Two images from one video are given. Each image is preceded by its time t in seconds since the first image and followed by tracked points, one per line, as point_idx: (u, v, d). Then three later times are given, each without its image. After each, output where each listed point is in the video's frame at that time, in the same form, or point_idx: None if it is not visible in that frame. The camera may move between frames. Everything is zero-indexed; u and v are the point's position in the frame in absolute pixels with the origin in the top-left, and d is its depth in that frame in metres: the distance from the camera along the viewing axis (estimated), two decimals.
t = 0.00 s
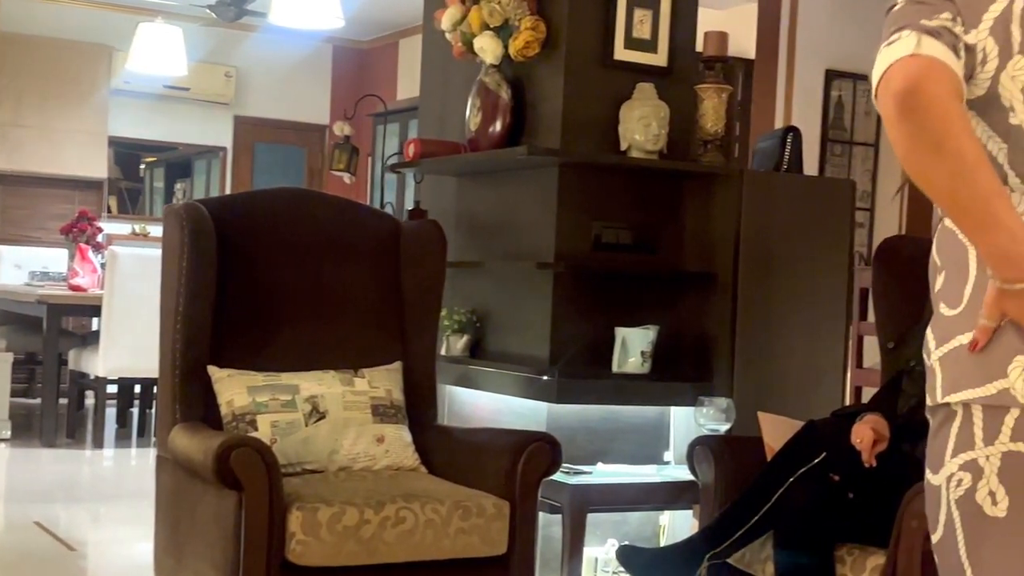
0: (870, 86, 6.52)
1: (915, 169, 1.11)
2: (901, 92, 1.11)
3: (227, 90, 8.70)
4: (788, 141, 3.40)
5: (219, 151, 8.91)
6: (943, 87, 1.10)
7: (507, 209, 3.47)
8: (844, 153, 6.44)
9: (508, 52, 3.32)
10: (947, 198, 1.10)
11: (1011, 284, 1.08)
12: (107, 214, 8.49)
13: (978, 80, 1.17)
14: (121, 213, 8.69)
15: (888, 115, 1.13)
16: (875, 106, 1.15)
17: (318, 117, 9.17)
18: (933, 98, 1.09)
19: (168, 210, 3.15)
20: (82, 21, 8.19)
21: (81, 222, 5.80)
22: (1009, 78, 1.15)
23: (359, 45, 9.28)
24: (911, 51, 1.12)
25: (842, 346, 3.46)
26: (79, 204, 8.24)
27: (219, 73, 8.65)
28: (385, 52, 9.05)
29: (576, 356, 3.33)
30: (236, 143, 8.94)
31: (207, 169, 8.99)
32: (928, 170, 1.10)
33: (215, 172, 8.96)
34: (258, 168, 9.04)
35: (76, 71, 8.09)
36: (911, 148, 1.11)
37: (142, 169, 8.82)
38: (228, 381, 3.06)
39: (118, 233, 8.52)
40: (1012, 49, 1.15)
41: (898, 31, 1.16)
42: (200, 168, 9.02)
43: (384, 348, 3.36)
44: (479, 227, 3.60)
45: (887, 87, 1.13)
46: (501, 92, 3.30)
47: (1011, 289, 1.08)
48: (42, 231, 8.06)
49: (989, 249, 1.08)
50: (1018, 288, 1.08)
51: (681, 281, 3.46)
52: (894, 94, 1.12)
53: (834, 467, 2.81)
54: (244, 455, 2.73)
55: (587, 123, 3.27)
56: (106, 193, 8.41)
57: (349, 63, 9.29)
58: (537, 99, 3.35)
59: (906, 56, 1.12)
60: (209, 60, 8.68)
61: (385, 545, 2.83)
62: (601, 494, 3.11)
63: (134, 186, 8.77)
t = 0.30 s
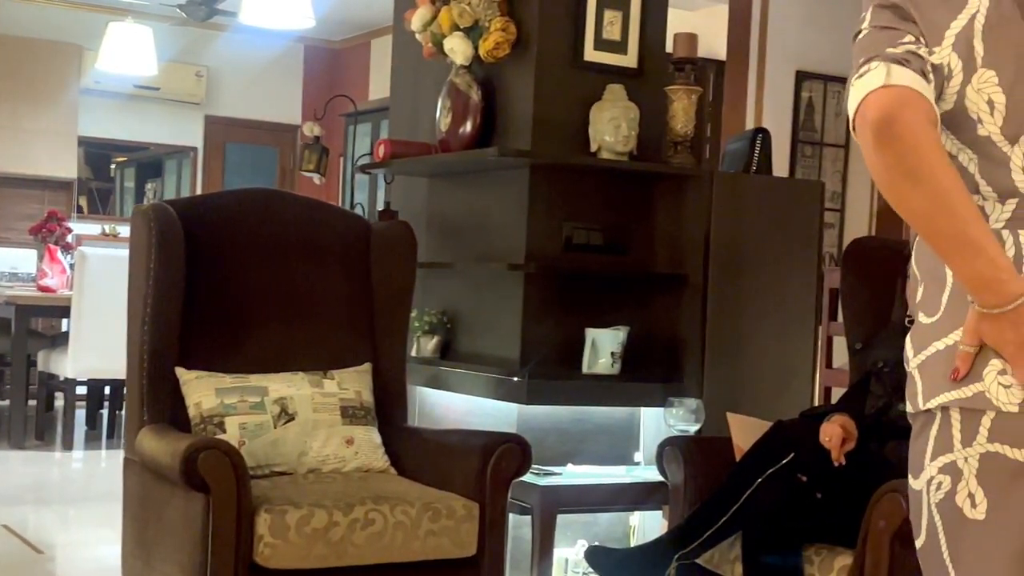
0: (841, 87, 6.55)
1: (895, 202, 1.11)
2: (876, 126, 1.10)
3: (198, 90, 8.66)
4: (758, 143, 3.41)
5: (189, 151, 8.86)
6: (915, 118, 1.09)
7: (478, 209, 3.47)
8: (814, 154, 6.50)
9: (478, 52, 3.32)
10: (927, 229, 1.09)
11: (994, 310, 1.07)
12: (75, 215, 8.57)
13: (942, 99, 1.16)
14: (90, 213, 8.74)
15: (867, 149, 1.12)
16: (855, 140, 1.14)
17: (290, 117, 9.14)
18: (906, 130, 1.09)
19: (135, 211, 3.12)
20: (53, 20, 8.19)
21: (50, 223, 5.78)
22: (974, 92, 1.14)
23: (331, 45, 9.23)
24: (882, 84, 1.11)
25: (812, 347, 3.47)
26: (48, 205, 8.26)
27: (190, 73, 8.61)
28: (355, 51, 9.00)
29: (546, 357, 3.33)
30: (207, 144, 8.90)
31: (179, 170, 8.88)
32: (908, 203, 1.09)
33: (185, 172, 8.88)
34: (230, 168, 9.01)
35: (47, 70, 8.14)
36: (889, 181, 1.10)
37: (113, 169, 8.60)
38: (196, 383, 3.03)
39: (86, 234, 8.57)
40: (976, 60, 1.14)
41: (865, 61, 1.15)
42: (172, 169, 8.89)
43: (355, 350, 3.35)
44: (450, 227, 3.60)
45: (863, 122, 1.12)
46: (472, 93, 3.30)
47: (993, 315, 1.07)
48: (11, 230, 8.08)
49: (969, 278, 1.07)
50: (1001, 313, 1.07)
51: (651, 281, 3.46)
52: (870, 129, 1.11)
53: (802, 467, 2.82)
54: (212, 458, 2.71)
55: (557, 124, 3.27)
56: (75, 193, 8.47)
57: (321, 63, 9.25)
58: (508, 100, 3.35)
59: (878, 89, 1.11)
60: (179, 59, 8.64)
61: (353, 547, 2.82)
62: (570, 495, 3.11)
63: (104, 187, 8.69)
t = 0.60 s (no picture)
0: (811, 86, 6.57)
1: (880, 203, 1.09)
2: (859, 128, 1.09)
3: (168, 86, 8.60)
4: (727, 142, 3.42)
5: (159, 150, 8.83)
6: (900, 118, 1.08)
7: (448, 208, 3.46)
8: (785, 153, 6.51)
9: (447, 51, 3.32)
10: (913, 229, 1.07)
11: (985, 305, 1.05)
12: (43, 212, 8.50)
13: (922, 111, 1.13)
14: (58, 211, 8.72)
15: (852, 152, 1.11)
16: (839, 145, 1.13)
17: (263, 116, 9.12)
18: (888, 132, 1.08)
19: (101, 211, 3.10)
20: (22, 18, 8.18)
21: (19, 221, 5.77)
22: (956, 99, 1.11)
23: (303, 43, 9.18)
24: (864, 86, 1.10)
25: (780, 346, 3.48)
26: (19, 203, 8.25)
27: (159, 70, 8.55)
28: (329, 49, 8.98)
29: (515, 356, 3.33)
30: (177, 143, 8.85)
31: (150, 168, 8.94)
32: (894, 204, 1.08)
33: (156, 172, 8.89)
34: (201, 166, 8.98)
35: (14, 69, 8.14)
36: (874, 183, 1.09)
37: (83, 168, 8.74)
38: (163, 383, 3.01)
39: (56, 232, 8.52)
40: (955, 71, 1.11)
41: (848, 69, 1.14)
42: (141, 168, 8.99)
43: (323, 350, 3.34)
44: (419, 226, 3.60)
45: (847, 125, 1.11)
46: (441, 91, 3.30)
47: (981, 313, 1.06)
48: None
49: (956, 276, 1.06)
50: (989, 310, 1.05)
51: (620, 280, 3.46)
52: (853, 132, 1.10)
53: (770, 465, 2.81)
54: (178, 459, 2.69)
55: (527, 123, 3.26)
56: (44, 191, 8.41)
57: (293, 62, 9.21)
58: (477, 99, 3.34)
59: (860, 92, 1.11)
60: (149, 57, 8.63)
61: (322, 548, 2.80)
62: (539, 494, 3.10)
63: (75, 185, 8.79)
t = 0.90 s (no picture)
0: (783, 84, 6.60)
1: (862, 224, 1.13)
2: (844, 150, 1.14)
3: (140, 83, 8.60)
4: (698, 138, 3.42)
5: (132, 147, 8.84)
6: (881, 139, 1.12)
7: (419, 205, 3.45)
8: (757, 150, 6.55)
9: (417, 48, 3.31)
10: (891, 248, 1.10)
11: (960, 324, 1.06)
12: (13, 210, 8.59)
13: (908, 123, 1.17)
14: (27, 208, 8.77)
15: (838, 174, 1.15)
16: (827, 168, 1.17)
17: (233, 112, 9.04)
18: (872, 151, 1.12)
19: (68, 207, 3.08)
20: None
21: None
22: (943, 97, 1.15)
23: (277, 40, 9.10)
24: (847, 109, 1.15)
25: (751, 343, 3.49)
26: None
27: (132, 67, 8.55)
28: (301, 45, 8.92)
29: (486, 353, 3.33)
30: (149, 138, 8.84)
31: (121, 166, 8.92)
32: (874, 222, 1.11)
33: (128, 167, 8.90)
34: (173, 162, 8.95)
35: None
36: (857, 201, 1.13)
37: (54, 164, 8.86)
38: (131, 380, 3.00)
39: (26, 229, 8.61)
40: (937, 81, 1.16)
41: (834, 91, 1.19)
42: (114, 163, 9.04)
43: (294, 347, 3.33)
44: (391, 223, 3.58)
45: (833, 147, 1.16)
46: (412, 88, 3.28)
47: (955, 333, 1.07)
48: None
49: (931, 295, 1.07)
50: (963, 329, 1.06)
51: (591, 277, 3.46)
52: (840, 155, 1.15)
53: (740, 462, 2.78)
54: (146, 458, 2.67)
55: (498, 120, 3.26)
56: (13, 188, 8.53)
57: (266, 57, 9.14)
58: (448, 95, 3.34)
59: (844, 116, 1.15)
60: (122, 52, 8.60)
61: (291, 546, 2.79)
62: (509, 491, 3.10)
63: (47, 180, 8.94)
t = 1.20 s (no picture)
0: (757, 80, 6.64)
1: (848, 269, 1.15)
2: (839, 193, 1.15)
3: (112, 78, 8.57)
4: (671, 135, 3.43)
5: (105, 142, 8.78)
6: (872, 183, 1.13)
7: (393, 201, 3.44)
8: (732, 146, 6.57)
9: (390, 43, 3.30)
10: (870, 296, 1.12)
11: (919, 376, 1.09)
12: None
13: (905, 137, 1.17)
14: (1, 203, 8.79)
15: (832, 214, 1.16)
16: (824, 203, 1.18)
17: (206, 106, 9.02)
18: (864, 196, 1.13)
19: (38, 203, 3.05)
20: None
21: None
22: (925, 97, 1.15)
23: (252, 35, 9.08)
24: (838, 151, 1.15)
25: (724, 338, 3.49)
26: None
27: (105, 63, 8.50)
28: (276, 40, 8.89)
29: (460, 349, 3.32)
30: (123, 134, 8.80)
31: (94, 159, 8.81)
32: (860, 266, 1.13)
33: (101, 162, 8.82)
34: (148, 158, 8.90)
35: None
36: (847, 244, 1.14)
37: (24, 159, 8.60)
38: (102, 378, 2.98)
39: None
40: (920, 79, 1.15)
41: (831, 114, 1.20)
42: (87, 159, 8.86)
43: (267, 344, 3.32)
44: (366, 219, 3.57)
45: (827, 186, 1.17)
46: (385, 84, 3.27)
47: (920, 380, 1.09)
48: None
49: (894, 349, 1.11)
50: (922, 378, 1.09)
51: (564, 273, 3.46)
52: (836, 196, 1.16)
53: (713, 458, 2.77)
54: (117, 455, 2.64)
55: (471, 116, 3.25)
56: None
57: (241, 52, 9.10)
58: (421, 91, 3.33)
59: (836, 157, 1.16)
60: (95, 48, 8.56)
61: (263, 544, 2.76)
62: (483, 488, 3.09)
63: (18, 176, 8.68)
